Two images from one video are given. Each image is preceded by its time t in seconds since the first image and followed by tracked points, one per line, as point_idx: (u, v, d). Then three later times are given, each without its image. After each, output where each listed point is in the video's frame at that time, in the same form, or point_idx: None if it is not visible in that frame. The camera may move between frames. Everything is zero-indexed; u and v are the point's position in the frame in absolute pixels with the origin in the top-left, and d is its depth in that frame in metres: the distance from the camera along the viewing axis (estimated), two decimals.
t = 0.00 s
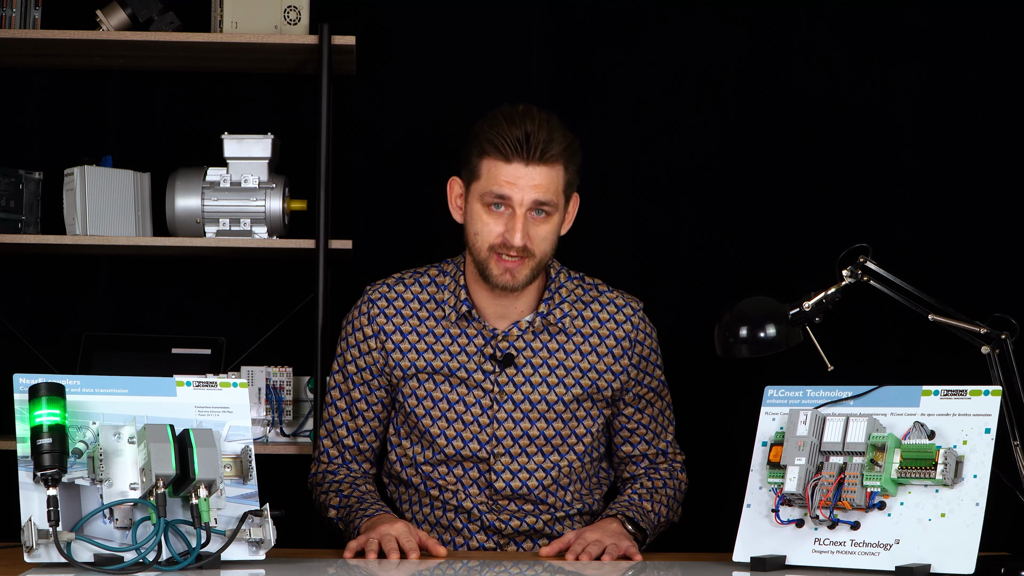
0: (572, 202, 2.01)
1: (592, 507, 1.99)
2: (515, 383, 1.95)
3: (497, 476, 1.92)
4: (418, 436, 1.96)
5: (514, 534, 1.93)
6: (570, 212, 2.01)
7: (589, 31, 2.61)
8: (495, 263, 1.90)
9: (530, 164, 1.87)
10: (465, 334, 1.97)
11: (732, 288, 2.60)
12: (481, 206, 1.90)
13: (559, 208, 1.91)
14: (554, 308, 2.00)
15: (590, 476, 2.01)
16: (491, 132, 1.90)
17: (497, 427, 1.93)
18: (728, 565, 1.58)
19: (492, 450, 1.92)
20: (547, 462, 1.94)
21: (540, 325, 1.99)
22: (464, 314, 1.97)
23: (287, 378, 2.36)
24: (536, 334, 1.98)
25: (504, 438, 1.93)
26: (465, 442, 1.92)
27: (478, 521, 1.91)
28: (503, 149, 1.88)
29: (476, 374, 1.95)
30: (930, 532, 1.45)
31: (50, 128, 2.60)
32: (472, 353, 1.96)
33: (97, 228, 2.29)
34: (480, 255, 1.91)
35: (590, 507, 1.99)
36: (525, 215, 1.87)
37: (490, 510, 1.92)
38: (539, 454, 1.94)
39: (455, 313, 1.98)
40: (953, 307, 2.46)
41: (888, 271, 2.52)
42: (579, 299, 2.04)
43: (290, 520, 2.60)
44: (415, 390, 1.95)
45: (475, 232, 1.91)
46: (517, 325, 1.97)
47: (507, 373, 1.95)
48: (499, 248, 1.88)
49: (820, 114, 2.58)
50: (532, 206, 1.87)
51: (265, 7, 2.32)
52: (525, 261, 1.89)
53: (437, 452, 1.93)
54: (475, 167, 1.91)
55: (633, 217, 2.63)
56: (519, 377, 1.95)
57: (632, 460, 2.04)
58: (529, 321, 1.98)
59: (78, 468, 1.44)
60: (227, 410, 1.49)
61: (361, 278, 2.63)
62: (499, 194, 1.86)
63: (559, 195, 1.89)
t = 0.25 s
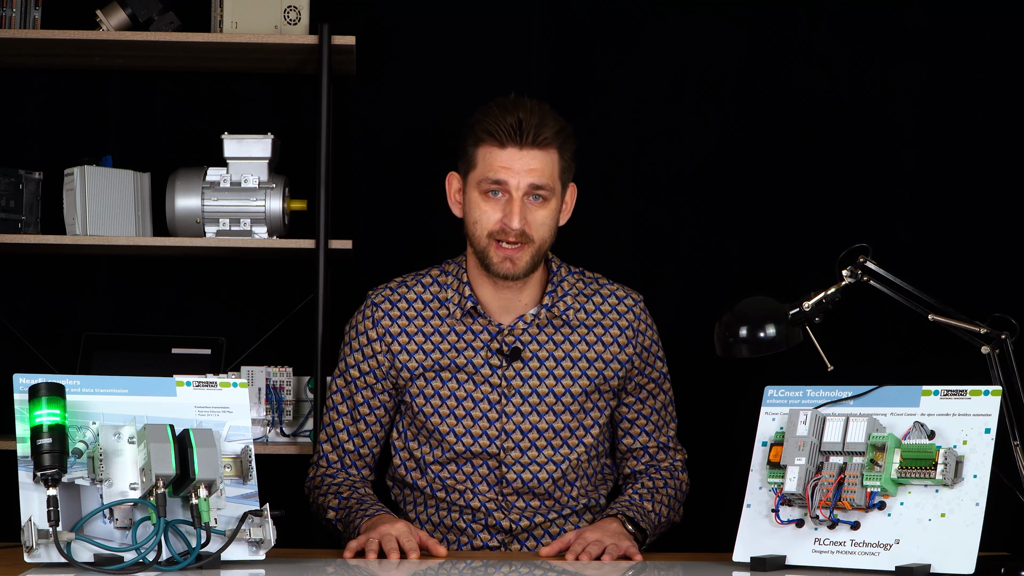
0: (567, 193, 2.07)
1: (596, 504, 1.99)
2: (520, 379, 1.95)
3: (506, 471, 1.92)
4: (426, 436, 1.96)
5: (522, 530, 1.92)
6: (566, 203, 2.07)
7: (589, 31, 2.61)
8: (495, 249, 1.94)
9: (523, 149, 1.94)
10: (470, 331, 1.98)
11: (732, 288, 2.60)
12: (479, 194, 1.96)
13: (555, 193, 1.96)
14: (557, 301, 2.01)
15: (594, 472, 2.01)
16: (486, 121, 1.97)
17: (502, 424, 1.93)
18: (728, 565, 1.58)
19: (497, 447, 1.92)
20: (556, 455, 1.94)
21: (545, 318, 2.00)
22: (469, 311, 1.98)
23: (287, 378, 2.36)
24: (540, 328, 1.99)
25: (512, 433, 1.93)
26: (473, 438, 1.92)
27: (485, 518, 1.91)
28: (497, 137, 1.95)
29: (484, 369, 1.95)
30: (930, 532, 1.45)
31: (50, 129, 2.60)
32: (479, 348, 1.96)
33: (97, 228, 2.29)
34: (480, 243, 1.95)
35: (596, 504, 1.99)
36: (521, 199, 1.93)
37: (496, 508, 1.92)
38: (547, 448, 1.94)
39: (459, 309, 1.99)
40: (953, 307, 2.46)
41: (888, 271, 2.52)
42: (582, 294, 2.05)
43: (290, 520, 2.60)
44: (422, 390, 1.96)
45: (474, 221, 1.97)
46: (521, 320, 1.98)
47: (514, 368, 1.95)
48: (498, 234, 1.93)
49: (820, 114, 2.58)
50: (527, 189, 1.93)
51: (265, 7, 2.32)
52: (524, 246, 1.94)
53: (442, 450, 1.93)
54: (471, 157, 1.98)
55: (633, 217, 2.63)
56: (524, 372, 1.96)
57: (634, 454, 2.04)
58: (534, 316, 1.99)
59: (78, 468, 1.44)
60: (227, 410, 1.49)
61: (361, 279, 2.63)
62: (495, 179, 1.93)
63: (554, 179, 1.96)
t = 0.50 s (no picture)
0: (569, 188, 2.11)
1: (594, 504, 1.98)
2: (518, 373, 1.96)
3: (501, 466, 1.92)
4: (423, 431, 1.96)
5: (518, 528, 1.91)
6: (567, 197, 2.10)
7: (589, 31, 2.61)
8: (497, 236, 1.97)
9: (526, 138, 1.98)
10: (469, 325, 1.98)
11: (731, 288, 2.60)
12: (482, 181, 1.99)
13: (557, 183, 2.00)
14: (556, 297, 2.03)
15: (591, 473, 2.01)
16: (491, 112, 2.02)
17: (500, 419, 1.93)
18: (728, 565, 1.58)
19: (494, 441, 1.92)
20: (552, 451, 1.94)
21: (543, 314, 2.01)
22: (468, 304, 1.99)
23: (287, 378, 2.36)
24: (539, 324, 2.00)
25: (508, 426, 1.93)
26: (472, 432, 1.92)
27: (482, 514, 1.90)
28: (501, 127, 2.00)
29: (481, 362, 1.96)
30: (930, 532, 1.45)
31: (50, 129, 2.60)
32: (476, 342, 1.97)
33: (97, 228, 2.29)
34: (483, 230, 1.98)
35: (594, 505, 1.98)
36: (524, 186, 1.97)
37: (493, 503, 1.92)
38: (545, 444, 1.94)
39: (459, 303, 2.00)
40: (953, 307, 2.46)
41: (888, 271, 2.52)
42: (581, 293, 2.06)
43: (290, 520, 2.60)
44: (419, 381, 1.96)
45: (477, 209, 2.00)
46: (520, 314, 1.99)
47: (511, 361, 1.96)
48: (501, 220, 1.96)
49: (820, 114, 2.58)
50: (530, 176, 1.97)
51: (265, 7, 2.32)
52: (526, 233, 1.96)
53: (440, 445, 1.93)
54: (474, 147, 2.03)
55: (633, 217, 2.63)
56: (522, 366, 1.96)
57: (630, 456, 2.04)
58: (532, 311, 2.00)
59: (78, 468, 1.44)
60: (227, 410, 1.49)
61: (361, 278, 2.63)
62: (498, 166, 1.97)
63: (556, 168, 2.00)
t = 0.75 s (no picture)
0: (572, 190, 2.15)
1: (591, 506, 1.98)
2: (518, 374, 1.96)
3: (500, 466, 1.92)
4: (422, 430, 1.96)
5: (516, 525, 1.91)
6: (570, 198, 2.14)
7: (589, 31, 2.61)
8: (507, 230, 1.98)
9: (533, 134, 2.03)
10: (469, 325, 1.99)
11: (731, 288, 2.60)
12: (491, 177, 2.02)
13: (563, 179, 2.04)
14: (556, 300, 2.03)
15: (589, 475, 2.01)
16: (498, 110, 2.06)
17: (499, 419, 1.93)
18: (728, 565, 1.58)
19: (492, 440, 1.92)
20: (550, 452, 1.94)
21: (542, 315, 2.01)
22: (469, 303, 1.99)
23: (287, 378, 2.36)
24: (538, 325, 2.00)
25: (507, 426, 1.93)
26: (470, 430, 1.92)
27: (481, 512, 1.90)
28: (510, 125, 2.04)
29: (480, 362, 1.96)
30: (930, 532, 1.45)
31: (50, 129, 2.60)
32: (476, 341, 1.97)
33: (97, 228, 2.29)
34: (492, 225, 2.00)
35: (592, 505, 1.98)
36: (533, 180, 2.00)
37: (491, 502, 1.92)
38: (543, 444, 1.94)
39: (459, 302, 2.00)
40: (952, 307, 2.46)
41: (888, 271, 2.52)
42: (580, 296, 2.06)
43: (290, 520, 2.60)
44: (419, 380, 1.96)
45: (485, 206, 2.02)
46: (520, 314, 2.00)
47: (510, 362, 1.96)
48: (511, 214, 1.98)
49: (820, 114, 2.58)
50: (539, 170, 2.01)
51: (265, 7, 2.32)
52: (536, 225, 1.99)
53: (438, 445, 1.93)
54: (480, 146, 2.07)
55: (633, 217, 2.62)
56: (521, 366, 1.96)
57: (627, 459, 2.04)
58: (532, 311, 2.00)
59: (78, 468, 1.44)
60: (227, 410, 1.49)
61: (361, 279, 2.63)
62: (507, 160, 2.00)
63: (563, 164, 2.04)
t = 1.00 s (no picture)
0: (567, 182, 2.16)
1: (593, 504, 1.98)
2: (520, 371, 1.96)
3: (503, 462, 1.92)
4: (424, 427, 1.96)
5: (518, 523, 1.91)
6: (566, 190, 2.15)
7: (589, 31, 2.61)
8: (505, 226, 1.99)
9: (525, 129, 2.04)
10: (471, 322, 1.99)
11: (731, 288, 2.60)
12: (486, 175, 2.03)
13: (558, 172, 2.05)
14: (558, 296, 2.03)
15: (592, 473, 2.01)
16: (489, 107, 2.06)
17: (500, 415, 1.93)
18: (728, 565, 1.58)
19: (495, 437, 1.92)
20: (553, 448, 1.93)
21: (544, 312, 2.01)
22: (470, 301, 2.00)
23: (287, 378, 2.35)
24: (541, 322, 2.00)
25: (509, 422, 1.93)
26: (472, 426, 1.92)
27: (483, 510, 1.90)
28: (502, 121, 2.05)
29: (482, 359, 1.96)
30: (930, 532, 1.45)
31: (50, 129, 2.60)
32: (478, 339, 1.97)
33: (97, 228, 2.29)
34: (490, 222, 2.01)
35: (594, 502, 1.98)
36: (528, 175, 2.01)
37: (494, 500, 1.92)
38: (545, 440, 1.93)
39: (461, 299, 2.00)
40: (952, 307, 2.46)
41: (888, 271, 2.52)
42: (582, 293, 2.06)
43: (290, 520, 2.60)
44: (421, 378, 1.96)
45: (482, 203, 2.03)
46: (522, 311, 2.00)
47: (512, 358, 1.96)
48: (509, 210, 1.99)
49: (820, 114, 2.58)
50: (533, 164, 2.02)
51: (265, 8, 2.32)
52: (534, 220, 2.00)
53: (440, 442, 1.93)
54: (474, 144, 2.08)
55: (634, 217, 2.62)
56: (523, 363, 1.96)
57: (630, 455, 2.03)
58: (534, 308, 2.00)
59: (78, 468, 1.44)
60: (227, 410, 1.49)
61: (361, 279, 2.63)
62: (501, 156, 2.01)
63: (556, 157, 2.05)
